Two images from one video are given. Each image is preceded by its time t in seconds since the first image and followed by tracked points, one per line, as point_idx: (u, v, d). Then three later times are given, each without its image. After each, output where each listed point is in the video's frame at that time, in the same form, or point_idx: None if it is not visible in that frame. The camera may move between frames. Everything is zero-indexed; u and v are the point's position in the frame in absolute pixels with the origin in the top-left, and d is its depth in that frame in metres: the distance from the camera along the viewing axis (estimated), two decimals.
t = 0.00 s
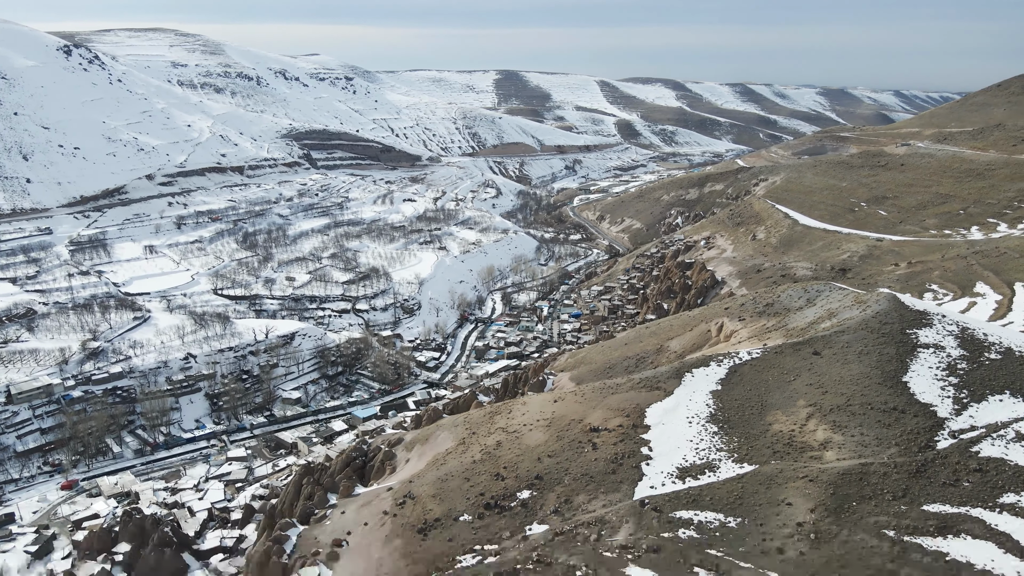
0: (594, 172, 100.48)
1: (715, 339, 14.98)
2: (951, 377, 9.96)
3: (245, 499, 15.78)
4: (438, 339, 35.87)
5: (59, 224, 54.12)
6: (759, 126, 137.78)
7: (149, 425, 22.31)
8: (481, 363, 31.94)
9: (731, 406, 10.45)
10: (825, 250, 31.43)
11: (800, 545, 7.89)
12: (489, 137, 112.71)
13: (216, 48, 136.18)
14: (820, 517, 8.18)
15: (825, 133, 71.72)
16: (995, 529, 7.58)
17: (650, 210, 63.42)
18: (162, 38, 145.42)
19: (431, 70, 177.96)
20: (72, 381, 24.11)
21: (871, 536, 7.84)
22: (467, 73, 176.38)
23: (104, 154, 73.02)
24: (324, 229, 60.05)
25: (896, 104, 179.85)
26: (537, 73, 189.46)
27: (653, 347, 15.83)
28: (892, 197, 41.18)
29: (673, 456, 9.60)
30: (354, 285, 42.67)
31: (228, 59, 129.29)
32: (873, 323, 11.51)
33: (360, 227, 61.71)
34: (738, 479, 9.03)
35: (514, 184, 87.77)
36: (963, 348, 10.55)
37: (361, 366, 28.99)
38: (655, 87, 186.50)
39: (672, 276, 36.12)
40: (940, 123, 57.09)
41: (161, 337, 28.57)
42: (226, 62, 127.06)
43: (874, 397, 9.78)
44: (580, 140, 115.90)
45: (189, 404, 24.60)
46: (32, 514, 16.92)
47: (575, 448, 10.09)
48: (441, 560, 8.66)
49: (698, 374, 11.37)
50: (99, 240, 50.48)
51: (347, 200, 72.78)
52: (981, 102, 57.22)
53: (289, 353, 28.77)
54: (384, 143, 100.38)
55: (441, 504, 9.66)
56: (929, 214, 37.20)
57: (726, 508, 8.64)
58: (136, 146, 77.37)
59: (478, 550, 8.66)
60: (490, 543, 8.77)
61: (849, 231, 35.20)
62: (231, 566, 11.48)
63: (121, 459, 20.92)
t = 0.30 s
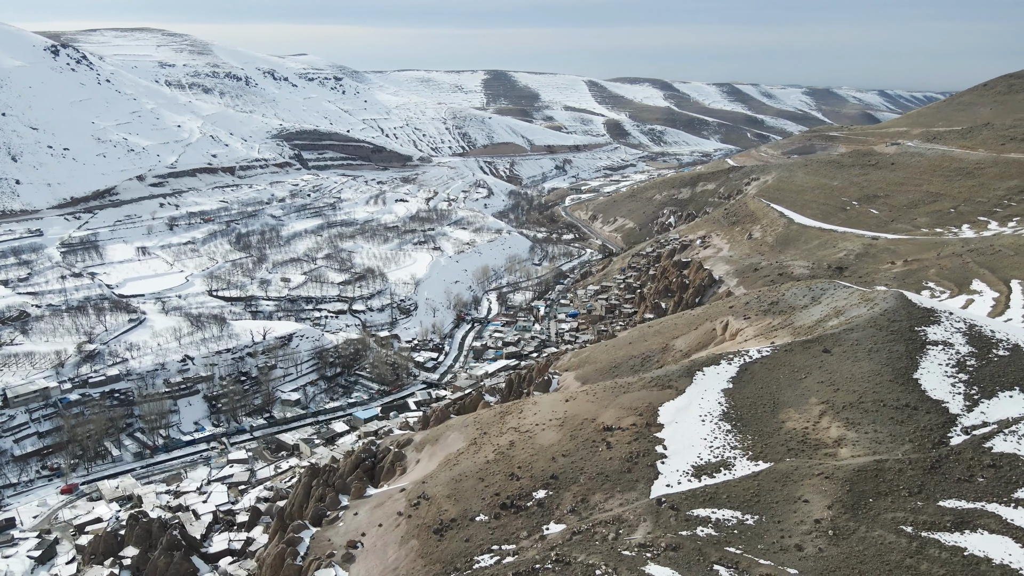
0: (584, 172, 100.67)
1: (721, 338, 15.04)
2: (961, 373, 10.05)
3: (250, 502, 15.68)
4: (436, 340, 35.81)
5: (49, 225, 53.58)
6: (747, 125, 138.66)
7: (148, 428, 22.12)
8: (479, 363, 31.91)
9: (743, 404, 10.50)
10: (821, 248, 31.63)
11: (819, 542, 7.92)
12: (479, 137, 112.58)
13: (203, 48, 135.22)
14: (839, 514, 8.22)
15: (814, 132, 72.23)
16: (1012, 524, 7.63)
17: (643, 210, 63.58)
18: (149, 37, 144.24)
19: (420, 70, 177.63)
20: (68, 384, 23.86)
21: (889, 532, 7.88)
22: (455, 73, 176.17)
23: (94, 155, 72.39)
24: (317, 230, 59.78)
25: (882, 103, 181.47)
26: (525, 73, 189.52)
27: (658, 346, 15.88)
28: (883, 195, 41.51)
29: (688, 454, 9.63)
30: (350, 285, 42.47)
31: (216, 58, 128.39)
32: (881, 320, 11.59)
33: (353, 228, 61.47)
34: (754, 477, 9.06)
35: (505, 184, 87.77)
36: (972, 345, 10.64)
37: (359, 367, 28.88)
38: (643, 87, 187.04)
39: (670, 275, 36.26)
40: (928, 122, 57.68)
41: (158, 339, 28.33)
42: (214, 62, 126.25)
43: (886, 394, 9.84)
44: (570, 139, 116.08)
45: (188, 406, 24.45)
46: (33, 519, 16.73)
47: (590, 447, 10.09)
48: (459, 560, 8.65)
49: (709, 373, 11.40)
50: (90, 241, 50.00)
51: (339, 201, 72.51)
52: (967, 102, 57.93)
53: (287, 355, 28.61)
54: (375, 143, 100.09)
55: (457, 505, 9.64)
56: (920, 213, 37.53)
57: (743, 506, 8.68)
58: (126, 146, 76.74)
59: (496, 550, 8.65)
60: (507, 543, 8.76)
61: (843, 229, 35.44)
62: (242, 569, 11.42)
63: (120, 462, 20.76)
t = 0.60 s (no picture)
0: (574, 172, 100.85)
1: (726, 337, 15.12)
2: (970, 370, 10.13)
3: (255, 504, 15.61)
4: (433, 340, 35.73)
5: (40, 227, 53.08)
6: (734, 125, 139.52)
7: (147, 430, 21.94)
8: (477, 364, 31.89)
9: (754, 402, 10.54)
10: (816, 247, 31.88)
11: (836, 539, 7.96)
12: (469, 137, 112.46)
13: (191, 48, 134.33)
14: (854, 510, 8.28)
15: (803, 131, 72.68)
16: None
17: (635, 210, 63.74)
18: (136, 37, 143.07)
19: (408, 71, 177.21)
20: (65, 387, 23.63)
21: (905, 529, 7.93)
22: (443, 73, 175.87)
23: (84, 156, 71.77)
24: (311, 231, 59.51)
25: (868, 103, 183.07)
26: (513, 73, 189.55)
27: (663, 345, 15.94)
28: (874, 194, 41.85)
29: (702, 453, 9.67)
30: (345, 286, 42.28)
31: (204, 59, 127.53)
32: (888, 318, 11.68)
33: (346, 228, 61.27)
34: (768, 475, 9.11)
35: (496, 184, 87.77)
36: (979, 342, 10.73)
37: (357, 368, 28.76)
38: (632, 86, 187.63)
39: (666, 274, 36.42)
40: (915, 121, 58.28)
41: (154, 341, 28.09)
42: (202, 62, 125.45)
43: (896, 391, 9.92)
44: (560, 139, 116.23)
45: (186, 409, 24.28)
46: (33, 523, 16.57)
47: (602, 446, 10.12)
48: (476, 561, 8.63)
49: (719, 371, 11.45)
50: (82, 243, 49.54)
51: (331, 201, 72.25)
52: (954, 102, 58.60)
53: (285, 356, 28.44)
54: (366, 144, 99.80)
55: (471, 504, 9.63)
56: (911, 212, 37.82)
57: (758, 504, 8.71)
58: (116, 147, 76.12)
59: (512, 550, 8.66)
60: (524, 543, 8.76)
61: (838, 228, 35.69)
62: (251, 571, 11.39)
63: (119, 466, 20.59)
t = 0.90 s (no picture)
0: (564, 172, 101.09)
1: (731, 335, 15.20)
2: (979, 367, 10.21)
3: (260, 506, 15.52)
4: (431, 340, 35.70)
5: (29, 229, 52.48)
6: (722, 125, 140.35)
7: (146, 434, 21.75)
8: (476, 364, 31.89)
9: (766, 400, 10.59)
10: (813, 246, 32.12)
11: (853, 535, 8.03)
12: (459, 137, 112.35)
13: (179, 48, 133.30)
14: (870, 507, 8.33)
15: (793, 131, 73.18)
16: None
17: (628, 209, 63.93)
18: (123, 37, 141.78)
19: (397, 71, 176.83)
20: (62, 391, 23.39)
21: (922, 524, 7.99)
22: (432, 73, 175.66)
23: (73, 157, 71.10)
24: (304, 231, 59.24)
25: (853, 103, 184.75)
26: (502, 73, 189.58)
27: (668, 344, 16.02)
28: (865, 193, 42.21)
29: (716, 451, 9.70)
30: (341, 287, 42.11)
31: (192, 58, 126.63)
32: (895, 316, 11.77)
33: (339, 229, 61.03)
34: (783, 472, 9.16)
35: (487, 184, 87.76)
36: (987, 339, 10.83)
37: (356, 369, 28.68)
38: (620, 86, 188.19)
39: (663, 273, 36.58)
40: (903, 120, 58.87)
41: (150, 343, 27.85)
42: (190, 62, 124.58)
43: (907, 388, 9.99)
44: (550, 139, 116.40)
45: (185, 411, 24.10)
46: (34, 528, 16.40)
47: (616, 445, 10.13)
48: (494, 561, 8.63)
49: (730, 369, 11.50)
50: (73, 245, 49.04)
51: (323, 202, 71.96)
52: (941, 102, 59.28)
53: (283, 357, 28.29)
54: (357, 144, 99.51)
55: (486, 505, 9.62)
56: (902, 210, 38.17)
57: (774, 501, 8.75)
58: (106, 148, 75.45)
59: (531, 550, 8.66)
60: (541, 543, 8.75)
61: (833, 227, 35.96)
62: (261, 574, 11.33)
63: (118, 470, 20.41)
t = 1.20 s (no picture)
0: (554, 171, 101.23)
1: (735, 334, 15.27)
2: (986, 364, 10.31)
3: (265, 509, 15.45)
4: (428, 341, 35.63)
5: (20, 231, 51.92)
6: (711, 125, 141.09)
7: (145, 436, 21.57)
8: (474, 364, 31.89)
9: (777, 398, 10.65)
10: (809, 244, 32.38)
11: (870, 531, 8.08)
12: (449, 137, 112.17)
13: (167, 48, 132.34)
14: (885, 503, 8.38)
15: (782, 130, 73.62)
16: None
17: (621, 209, 64.06)
18: (110, 37, 140.55)
19: (385, 71, 176.39)
20: (59, 394, 23.15)
21: (938, 520, 8.04)
22: (420, 73, 175.32)
23: (63, 158, 70.45)
24: (297, 232, 58.95)
25: (840, 103, 186.20)
26: (491, 73, 189.51)
27: (673, 343, 16.08)
28: (857, 191, 42.52)
29: (729, 449, 9.75)
30: (338, 288, 41.92)
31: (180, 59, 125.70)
32: (903, 313, 11.86)
33: (333, 229, 60.78)
34: (797, 469, 9.21)
35: (479, 184, 87.71)
36: (993, 336, 10.93)
37: (355, 370, 28.60)
38: (608, 86, 188.65)
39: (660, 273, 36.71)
40: (891, 120, 59.39)
41: (148, 345, 27.63)
42: (179, 62, 123.75)
43: (918, 385, 10.06)
44: (540, 139, 116.51)
45: (183, 413, 23.91)
46: (36, 532, 16.25)
47: (629, 444, 10.15)
48: (511, 560, 8.63)
49: (740, 368, 11.55)
50: (65, 247, 48.58)
51: (316, 202, 71.67)
52: (929, 101, 59.86)
53: (282, 358, 28.14)
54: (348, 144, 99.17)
55: (501, 504, 9.61)
56: (894, 208, 38.46)
57: (790, 498, 8.80)
58: (96, 149, 74.82)
59: (547, 549, 8.67)
60: (558, 542, 8.76)
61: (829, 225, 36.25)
62: None
63: (118, 473, 20.22)
